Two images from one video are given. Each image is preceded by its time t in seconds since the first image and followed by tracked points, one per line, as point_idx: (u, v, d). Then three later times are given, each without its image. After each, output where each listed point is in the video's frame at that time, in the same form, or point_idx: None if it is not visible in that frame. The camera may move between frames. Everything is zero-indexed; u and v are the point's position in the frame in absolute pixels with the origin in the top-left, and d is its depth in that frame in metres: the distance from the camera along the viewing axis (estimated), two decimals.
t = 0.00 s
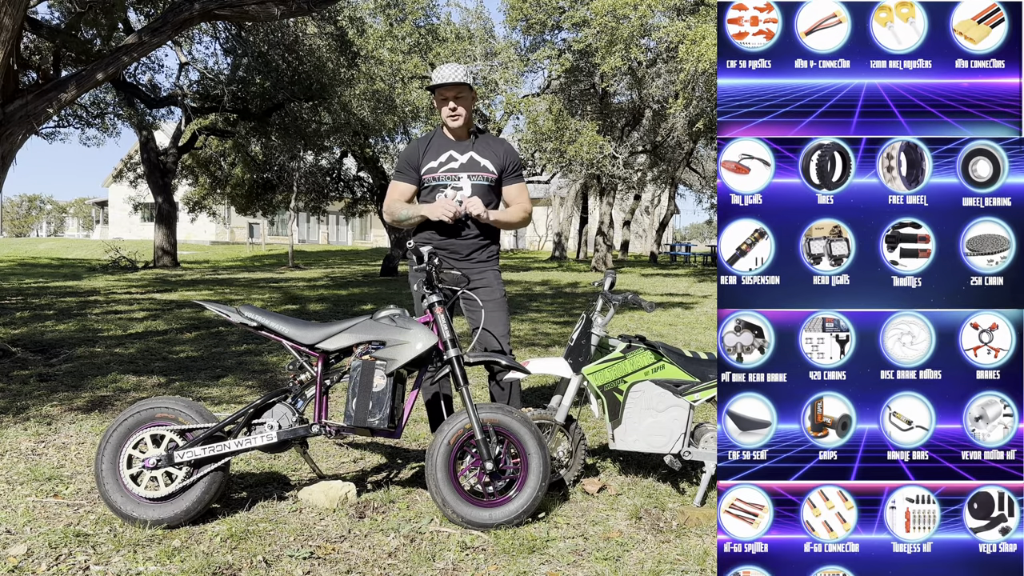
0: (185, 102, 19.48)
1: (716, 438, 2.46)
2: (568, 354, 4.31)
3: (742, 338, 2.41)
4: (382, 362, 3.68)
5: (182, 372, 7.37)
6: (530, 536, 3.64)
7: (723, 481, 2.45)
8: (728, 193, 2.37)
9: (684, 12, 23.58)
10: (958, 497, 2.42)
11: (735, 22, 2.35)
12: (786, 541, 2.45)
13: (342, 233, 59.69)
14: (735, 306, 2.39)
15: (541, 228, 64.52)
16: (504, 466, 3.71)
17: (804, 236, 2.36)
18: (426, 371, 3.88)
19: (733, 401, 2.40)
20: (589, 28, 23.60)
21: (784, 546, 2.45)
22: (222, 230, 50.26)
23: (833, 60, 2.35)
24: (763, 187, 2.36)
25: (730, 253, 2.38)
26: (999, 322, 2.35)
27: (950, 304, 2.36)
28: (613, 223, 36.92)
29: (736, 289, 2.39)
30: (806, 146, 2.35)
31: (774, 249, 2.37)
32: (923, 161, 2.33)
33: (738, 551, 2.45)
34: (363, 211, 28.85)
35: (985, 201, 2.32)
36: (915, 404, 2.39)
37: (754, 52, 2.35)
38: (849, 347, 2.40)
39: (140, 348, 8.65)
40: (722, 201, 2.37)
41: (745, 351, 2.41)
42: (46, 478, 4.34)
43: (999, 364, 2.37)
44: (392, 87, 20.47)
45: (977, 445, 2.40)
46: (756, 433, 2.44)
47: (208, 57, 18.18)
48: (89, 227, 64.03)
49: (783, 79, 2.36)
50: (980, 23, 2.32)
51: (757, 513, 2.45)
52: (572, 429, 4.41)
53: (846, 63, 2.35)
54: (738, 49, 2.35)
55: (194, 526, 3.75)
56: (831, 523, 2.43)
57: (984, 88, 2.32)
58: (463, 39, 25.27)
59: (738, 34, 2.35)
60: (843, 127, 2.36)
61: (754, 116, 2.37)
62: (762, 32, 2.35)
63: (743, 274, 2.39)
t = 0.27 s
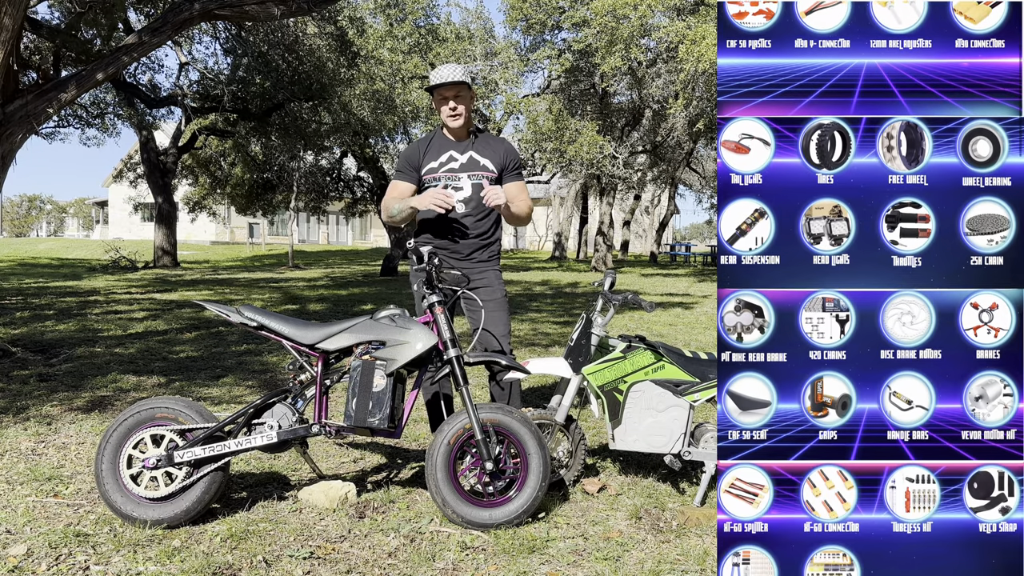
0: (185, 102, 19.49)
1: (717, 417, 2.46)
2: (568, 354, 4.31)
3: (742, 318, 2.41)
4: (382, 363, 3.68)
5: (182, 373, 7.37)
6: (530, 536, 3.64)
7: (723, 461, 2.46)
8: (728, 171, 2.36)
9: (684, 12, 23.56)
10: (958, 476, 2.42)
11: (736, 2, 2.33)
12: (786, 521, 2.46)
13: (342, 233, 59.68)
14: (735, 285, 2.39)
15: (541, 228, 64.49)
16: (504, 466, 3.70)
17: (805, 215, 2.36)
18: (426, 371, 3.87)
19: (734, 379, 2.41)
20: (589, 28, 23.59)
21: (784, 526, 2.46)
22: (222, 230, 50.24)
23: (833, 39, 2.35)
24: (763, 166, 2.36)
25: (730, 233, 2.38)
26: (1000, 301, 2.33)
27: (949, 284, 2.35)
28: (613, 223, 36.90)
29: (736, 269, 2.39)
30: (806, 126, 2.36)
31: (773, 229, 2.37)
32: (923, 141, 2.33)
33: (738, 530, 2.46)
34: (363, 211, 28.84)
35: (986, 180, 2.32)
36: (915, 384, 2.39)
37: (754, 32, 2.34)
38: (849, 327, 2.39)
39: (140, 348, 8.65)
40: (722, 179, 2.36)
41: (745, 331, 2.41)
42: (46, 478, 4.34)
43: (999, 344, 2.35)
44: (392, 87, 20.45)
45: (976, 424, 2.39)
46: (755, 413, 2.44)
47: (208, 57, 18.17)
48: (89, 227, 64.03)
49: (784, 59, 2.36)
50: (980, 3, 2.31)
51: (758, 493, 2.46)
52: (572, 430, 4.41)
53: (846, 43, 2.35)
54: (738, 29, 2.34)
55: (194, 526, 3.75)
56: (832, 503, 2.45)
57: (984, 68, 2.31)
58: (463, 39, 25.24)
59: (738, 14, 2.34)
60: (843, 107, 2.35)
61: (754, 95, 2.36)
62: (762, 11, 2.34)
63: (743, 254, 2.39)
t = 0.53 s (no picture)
0: (186, 102, 19.51)
1: (717, 407, 2.46)
2: (568, 354, 4.32)
3: (742, 308, 2.41)
4: (382, 363, 3.68)
5: (182, 373, 7.37)
6: (530, 536, 3.64)
7: (723, 451, 2.45)
8: (728, 161, 2.38)
9: (684, 12, 23.56)
10: (958, 466, 2.42)
11: None
12: (786, 511, 2.47)
13: (342, 233, 59.68)
14: (735, 275, 2.39)
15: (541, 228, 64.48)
16: (504, 466, 3.70)
17: (805, 205, 2.37)
18: (427, 371, 3.87)
19: (734, 369, 2.41)
20: (589, 28, 23.60)
21: (784, 515, 2.47)
22: (222, 230, 50.24)
23: (833, 29, 2.34)
24: (764, 156, 2.36)
25: (730, 223, 2.38)
26: (1000, 291, 2.33)
27: (949, 273, 2.35)
28: (613, 223, 36.90)
29: (736, 259, 2.38)
30: (806, 116, 2.36)
31: (774, 219, 2.37)
32: (924, 130, 2.33)
33: (738, 520, 2.47)
34: (363, 211, 28.84)
35: (985, 169, 2.32)
36: (915, 373, 2.39)
37: (754, 22, 2.34)
38: (849, 317, 2.39)
39: (140, 348, 8.65)
40: (721, 168, 2.37)
41: (745, 321, 2.41)
42: (46, 478, 4.34)
43: (999, 334, 2.35)
44: (392, 87, 20.45)
45: (976, 414, 2.39)
46: (756, 402, 2.44)
47: (208, 57, 18.18)
48: (89, 227, 64.04)
49: (784, 48, 2.36)
50: None
51: (758, 483, 2.46)
52: (572, 430, 4.41)
53: (846, 33, 2.34)
54: (737, 19, 2.35)
55: (194, 526, 3.75)
56: (831, 493, 2.45)
57: (985, 57, 2.31)
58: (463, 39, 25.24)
59: (738, 4, 2.34)
60: (843, 96, 2.36)
61: (755, 85, 2.37)
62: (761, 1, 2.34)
63: (743, 244, 2.39)
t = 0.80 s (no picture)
0: (186, 102, 19.52)
1: (717, 407, 2.46)
2: (569, 354, 4.32)
3: (742, 308, 2.41)
4: (382, 363, 3.68)
5: (182, 373, 7.37)
6: (530, 536, 3.64)
7: (723, 451, 2.45)
8: (728, 161, 2.37)
9: (684, 12, 23.57)
10: (958, 466, 2.42)
11: None
12: (787, 511, 2.47)
13: (342, 233, 59.70)
14: (734, 276, 2.39)
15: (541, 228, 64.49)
16: (504, 466, 3.70)
17: (805, 205, 2.37)
18: (427, 371, 3.87)
19: (734, 369, 2.41)
20: (589, 28, 23.61)
21: (784, 515, 2.47)
22: (222, 230, 50.25)
23: (833, 29, 2.34)
24: (763, 156, 2.37)
25: (730, 223, 2.38)
26: (1000, 291, 2.33)
27: (949, 273, 2.35)
28: (613, 223, 36.91)
29: (736, 259, 2.38)
30: (806, 116, 2.36)
31: (773, 219, 2.37)
32: (924, 130, 2.33)
33: (738, 521, 2.47)
34: (363, 211, 28.84)
35: (985, 170, 2.32)
36: (915, 373, 2.39)
37: (754, 22, 2.34)
38: (849, 317, 2.39)
39: (139, 348, 8.65)
40: (721, 168, 2.37)
41: (745, 321, 2.41)
42: (46, 478, 4.34)
43: (999, 334, 2.35)
44: (392, 87, 20.42)
45: (976, 414, 2.39)
46: (756, 402, 2.44)
47: (208, 57, 18.20)
48: (88, 228, 64.07)
49: (785, 48, 2.36)
50: None
51: (758, 483, 2.46)
52: (572, 429, 4.41)
53: (846, 33, 2.34)
54: (737, 19, 2.35)
55: (194, 526, 3.75)
56: (831, 493, 2.45)
57: (984, 57, 2.31)
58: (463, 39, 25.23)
59: (739, 4, 2.34)
60: (844, 96, 2.36)
61: (755, 85, 2.37)
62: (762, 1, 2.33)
63: (743, 244, 2.39)
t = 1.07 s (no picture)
0: (186, 102, 19.52)
1: (716, 407, 2.46)
2: (568, 354, 4.33)
3: (742, 308, 2.41)
4: (382, 363, 3.68)
5: (182, 373, 7.37)
6: (530, 536, 3.64)
7: (723, 451, 2.45)
8: (727, 161, 2.38)
9: (684, 11, 23.58)
10: (958, 466, 2.42)
11: None
12: (787, 511, 2.47)
13: (342, 233, 59.71)
14: (734, 276, 2.39)
15: (541, 228, 64.49)
16: (504, 466, 3.70)
17: (805, 205, 2.37)
18: (426, 371, 3.87)
19: (733, 369, 2.41)
20: (589, 28, 23.61)
21: (784, 516, 2.47)
22: (222, 230, 50.25)
23: (833, 29, 2.34)
24: (763, 156, 2.37)
25: (730, 223, 2.38)
26: (999, 291, 2.33)
27: (949, 273, 2.35)
28: (613, 223, 36.91)
29: (735, 259, 2.38)
30: (806, 116, 2.36)
31: (773, 219, 2.37)
32: (923, 130, 2.33)
33: (738, 520, 2.47)
34: (363, 211, 28.83)
35: (985, 169, 2.32)
36: (915, 373, 2.39)
37: (754, 22, 2.34)
38: (849, 317, 2.39)
39: (139, 348, 8.65)
40: (721, 169, 2.37)
41: (745, 321, 2.41)
42: (46, 478, 4.34)
43: (999, 334, 2.35)
44: (392, 87, 20.41)
45: (976, 414, 2.39)
46: (756, 402, 2.44)
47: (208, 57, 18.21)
48: (88, 228, 64.10)
49: (784, 48, 2.36)
50: None
51: (758, 483, 2.46)
52: (572, 429, 4.41)
53: (846, 33, 2.34)
54: (737, 19, 2.35)
55: (194, 526, 3.75)
56: (831, 493, 2.45)
57: (984, 58, 2.31)
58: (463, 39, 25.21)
59: (739, 4, 2.34)
60: (844, 96, 2.36)
61: (754, 85, 2.37)
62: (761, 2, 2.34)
63: (742, 244, 2.39)
